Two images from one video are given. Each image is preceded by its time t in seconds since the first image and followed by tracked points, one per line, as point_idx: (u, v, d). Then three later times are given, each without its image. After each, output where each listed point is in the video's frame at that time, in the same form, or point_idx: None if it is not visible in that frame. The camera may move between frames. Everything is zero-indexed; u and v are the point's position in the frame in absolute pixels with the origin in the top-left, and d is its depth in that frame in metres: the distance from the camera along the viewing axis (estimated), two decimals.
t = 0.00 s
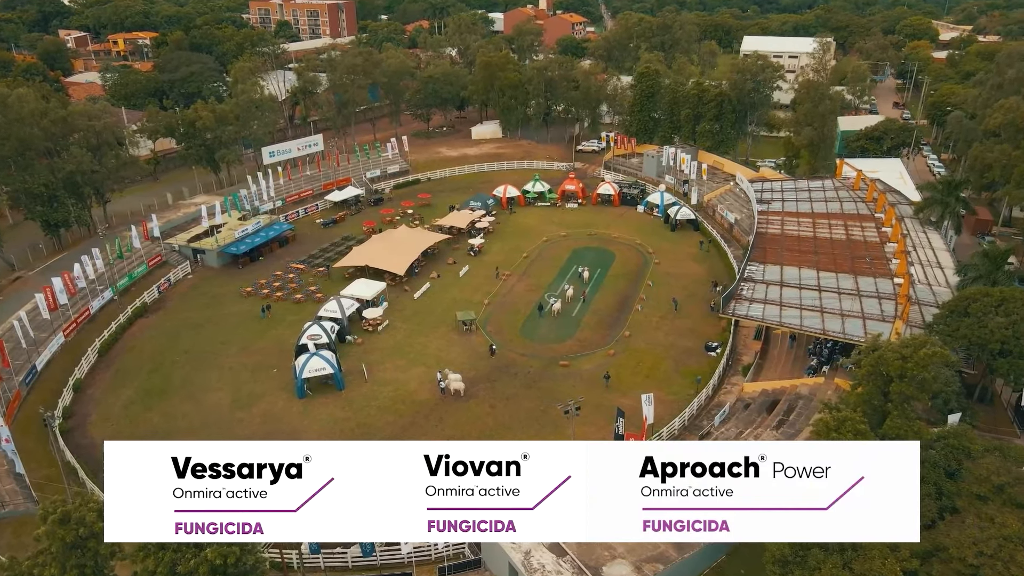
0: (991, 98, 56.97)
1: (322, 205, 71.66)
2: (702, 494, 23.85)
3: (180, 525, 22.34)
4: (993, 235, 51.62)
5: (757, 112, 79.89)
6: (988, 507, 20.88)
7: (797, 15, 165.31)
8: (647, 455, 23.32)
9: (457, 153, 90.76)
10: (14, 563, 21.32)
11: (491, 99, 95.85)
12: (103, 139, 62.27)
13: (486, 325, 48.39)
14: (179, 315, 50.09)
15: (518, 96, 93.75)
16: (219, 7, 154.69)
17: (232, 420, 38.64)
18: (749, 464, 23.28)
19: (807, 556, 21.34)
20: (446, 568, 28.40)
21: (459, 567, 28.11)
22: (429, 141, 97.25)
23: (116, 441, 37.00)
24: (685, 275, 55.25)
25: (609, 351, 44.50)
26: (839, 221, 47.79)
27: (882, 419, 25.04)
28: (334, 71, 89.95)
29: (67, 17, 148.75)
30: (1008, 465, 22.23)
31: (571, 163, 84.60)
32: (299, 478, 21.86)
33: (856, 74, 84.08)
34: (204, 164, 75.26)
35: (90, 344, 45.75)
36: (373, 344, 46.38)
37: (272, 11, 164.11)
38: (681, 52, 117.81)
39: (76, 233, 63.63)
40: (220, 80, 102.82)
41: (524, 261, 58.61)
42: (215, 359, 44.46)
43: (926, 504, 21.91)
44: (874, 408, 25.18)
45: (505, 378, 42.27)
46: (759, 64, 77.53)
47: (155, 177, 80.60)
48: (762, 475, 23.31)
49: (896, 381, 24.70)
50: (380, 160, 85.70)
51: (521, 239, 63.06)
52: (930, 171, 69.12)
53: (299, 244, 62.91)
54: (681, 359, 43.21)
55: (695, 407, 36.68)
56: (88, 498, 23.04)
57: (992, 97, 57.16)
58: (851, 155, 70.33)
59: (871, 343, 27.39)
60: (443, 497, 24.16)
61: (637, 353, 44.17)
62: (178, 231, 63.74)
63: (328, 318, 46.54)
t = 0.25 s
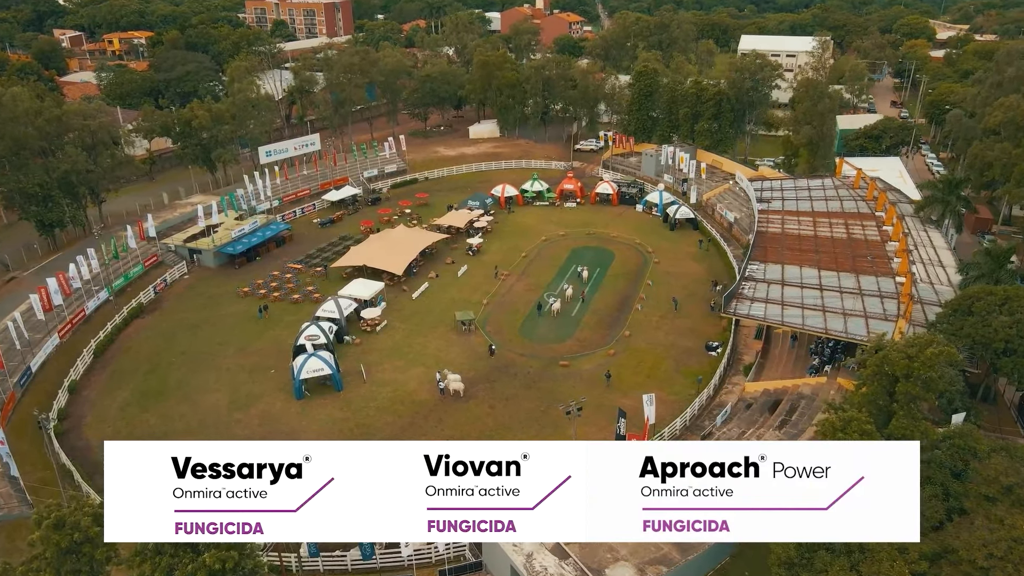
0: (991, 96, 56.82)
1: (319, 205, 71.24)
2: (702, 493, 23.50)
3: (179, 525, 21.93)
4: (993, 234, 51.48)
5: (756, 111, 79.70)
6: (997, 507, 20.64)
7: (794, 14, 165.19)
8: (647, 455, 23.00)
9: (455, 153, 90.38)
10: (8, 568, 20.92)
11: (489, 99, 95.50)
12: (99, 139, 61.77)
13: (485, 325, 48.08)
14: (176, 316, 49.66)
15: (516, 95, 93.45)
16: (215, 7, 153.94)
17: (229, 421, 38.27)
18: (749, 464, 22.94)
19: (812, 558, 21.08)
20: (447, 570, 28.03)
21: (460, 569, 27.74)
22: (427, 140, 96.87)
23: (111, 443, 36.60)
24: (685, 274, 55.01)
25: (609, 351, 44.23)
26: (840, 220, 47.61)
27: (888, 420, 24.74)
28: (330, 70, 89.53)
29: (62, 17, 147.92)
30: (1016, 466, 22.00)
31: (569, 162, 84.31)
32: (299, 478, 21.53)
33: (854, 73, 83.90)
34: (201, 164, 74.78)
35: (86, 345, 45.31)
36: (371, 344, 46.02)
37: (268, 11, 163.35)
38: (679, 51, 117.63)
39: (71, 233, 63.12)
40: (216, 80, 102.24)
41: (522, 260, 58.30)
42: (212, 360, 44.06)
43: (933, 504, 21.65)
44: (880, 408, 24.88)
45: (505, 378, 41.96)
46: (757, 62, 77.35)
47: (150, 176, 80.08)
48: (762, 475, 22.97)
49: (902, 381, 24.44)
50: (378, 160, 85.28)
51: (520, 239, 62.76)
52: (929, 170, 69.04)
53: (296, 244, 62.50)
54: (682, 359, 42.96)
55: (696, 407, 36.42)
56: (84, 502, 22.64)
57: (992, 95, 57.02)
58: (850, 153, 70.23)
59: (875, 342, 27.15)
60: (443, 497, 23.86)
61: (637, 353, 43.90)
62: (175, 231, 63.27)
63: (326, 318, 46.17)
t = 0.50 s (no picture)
0: (991, 95, 56.67)
1: (316, 205, 70.82)
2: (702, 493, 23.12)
3: (179, 525, 21.65)
4: (993, 233, 51.36)
5: (754, 109, 79.58)
6: (1007, 508, 20.38)
7: (791, 14, 165.24)
8: (647, 455, 22.61)
9: (453, 152, 90.05)
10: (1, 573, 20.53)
11: (486, 98, 95.14)
12: (94, 138, 61.30)
13: (484, 325, 47.76)
14: (172, 316, 49.23)
15: (514, 94, 93.14)
16: (210, 6, 153.24)
17: (227, 423, 37.90)
18: (749, 464, 22.55)
19: (819, 561, 20.76)
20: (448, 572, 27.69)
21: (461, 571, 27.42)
22: (424, 140, 96.46)
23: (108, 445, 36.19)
24: (685, 274, 54.76)
25: (610, 351, 43.94)
26: (840, 218, 47.40)
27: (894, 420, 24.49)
28: (327, 69, 89.10)
29: (57, 16, 147.08)
30: None
31: (567, 161, 84.04)
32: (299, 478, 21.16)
33: (852, 72, 83.72)
34: (197, 163, 74.31)
35: (81, 346, 44.88)
36: (369, 344, 45.68)
37: (264, 10, 162.72)
38: (676, 50, 117.53)
39: (66, 233, 62.63)
40: (212, 79, 101.74)
41: (521, 260, 57.98)
42: (209, 361, 43.67)
43: (943, 505, 21.34)
44: (885, 408, 24.64)
45: (505, 378, 41.65)
46: (756, 61, 77.25)
47: (146, 176, 79.57)
48: (762, 475, 22.57)
49: (909, 380, 24.20)
50: (375, 159, 84.83)
51: (519, 238, 62.46)
52: (928, 169, 69.04)
53: (293, 244, 62.08)
54: (683, 359, 42.70)
55: (698, 407, 36.14)
56: (80, 505, 22.27)
57: (992, 93, 56.90)
58: (849, 152, 70.19)
59: (880, 341, 26.93)
60: (444, 497, 23.52)
61: (638, 353, 43.62)
62: (171, 231, 62.80)
63: (324, 318, 45.79)
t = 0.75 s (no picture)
0: (991, 93, 56.54)
1: (314, 204, 70.42)
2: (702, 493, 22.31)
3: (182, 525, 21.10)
4: (993, 231, 51.26)
5: (753, 108, 79.45)
6: (1017, 509, 20.13)
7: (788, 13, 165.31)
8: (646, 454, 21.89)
9: (451, 151, 89.73)
10: None
11: (484, 96, 94.79)
12: (89, 137, 60.83)
13: (484, 325, 47.44)
14: (168, 317, 48.80)
15: (512, 93, 92.75)
16: (206, 5, 152.59)
17: (224, 424, 37.50)
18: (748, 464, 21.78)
19: (828, 562, 20.72)
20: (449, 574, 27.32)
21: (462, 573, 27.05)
22: (422, 139, 96.05)
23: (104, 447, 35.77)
24: (685, 273, 54.49)
25: (610, 351, 43.61)
26: (841, 217, 47.20)
27: (902, 421, 24.29)
28: (324, 68, 88.72)
29: (52, 15, 146.31)
30: None
31: (566, 160, 83.76)
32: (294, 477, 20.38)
33: (850, 70, 83.64)
34: (193, 163, 73.84)
35: (76, 347, 44.43)
36: (368, 345, 45.33)
37: (260, 9, 161.96)
38: (674, 48, 117.42)
39: (61, 233, 62.15)
40: (208, 78, 101.27)
41: (520, 259, 57.64)
42: (206, 362, 43.26)
43: (951, 506, 21.10)
44: (892, 409, 24.44)
45: (505, 378, 41.32)
46: (755, 60, 77.15)
47: (142, 176, 79.08)
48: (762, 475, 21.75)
49: (916, 380, 24.00)
50: (372, 158, 84.40)
51: (517, 237, 62.13)
52: (927, 168, 69.02)
53: (291, 243, 61.68)
54: (684, 359, 42.41)
55: (700, 408, 35.87)
56: (75, 509, 21.81)
57: (992, 91, 56.79)
58: (849, 150, 69.99)
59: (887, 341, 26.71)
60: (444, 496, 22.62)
61: (639, 353, 43.32)
62: (167, 231, 62.33)
63: (322, 318, 45.44)
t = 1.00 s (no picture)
0: (991, 91, 56.39)
1: (311, 204, 70.03)
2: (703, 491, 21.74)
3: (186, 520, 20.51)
4: (993, 230, 51.12)
5: (752, 106, 79.31)
6: None
7: (785, 12, 165.26)
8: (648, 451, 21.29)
9: (448, 150, 89.37)
10: None
11: (482, 95, 94.42)
12: (85, 136, 60.36)
13: (483, 325, 47.11)
14: (165, 317, 48.40)
15: (510, 92, 92.38)
16: (202, 4, 151.86)
17: (222, 425, 37.11)
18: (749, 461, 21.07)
19: (835, 565, 20.45)
20: None
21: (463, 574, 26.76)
22: (419, 138, 95.64)
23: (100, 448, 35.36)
24: (685, 272, 54.21)
25: (611, 350, 43.32)
26: (842, 215, 46.98)
27: (909, 421, 24.05)
28: (321, 67, 88.32)
29: (47, 15, 145.40)
30: None
31: (564, 159, 83.50)
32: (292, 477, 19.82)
33: (849, 69, 83.42)
34: (189, 162, 73.39)
35: (72, 348, 44.01)
36: (367, 345, 44.98)
37: (256, 8, 161.39)
38: (672, 47, 117.20)
39: (57, 233, 61.67)
40: (204, 77, 100.70)
41: (519, 259, 57.35)
42: (204, 363, 42.87)
43: (960, 506, 20.87)
44: (899, 409, 24.22)
45: (505, 379, 41.01)
46: (753, 58, 77.05)
47: (138, 175, 78.55)
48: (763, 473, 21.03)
49: (924, 380, 23.74)
50: (370, 157, 83.96)
51: (516, 237, 61.84)
52: (926, 166, 68.89)
53: (288, 243, 61.27)
54: (686, 358, 42.16)
55: (702, 408, 35.60)
56: (71, 512, 21.48)
57: (992, 90, 56.68)
58: (848, 149, 69.78)
59: (894, 340, 26.42)
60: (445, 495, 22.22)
61: (640, 353, 43.04)
62: (163, 231, 61.87)
63: (320, 318, 45.08)
